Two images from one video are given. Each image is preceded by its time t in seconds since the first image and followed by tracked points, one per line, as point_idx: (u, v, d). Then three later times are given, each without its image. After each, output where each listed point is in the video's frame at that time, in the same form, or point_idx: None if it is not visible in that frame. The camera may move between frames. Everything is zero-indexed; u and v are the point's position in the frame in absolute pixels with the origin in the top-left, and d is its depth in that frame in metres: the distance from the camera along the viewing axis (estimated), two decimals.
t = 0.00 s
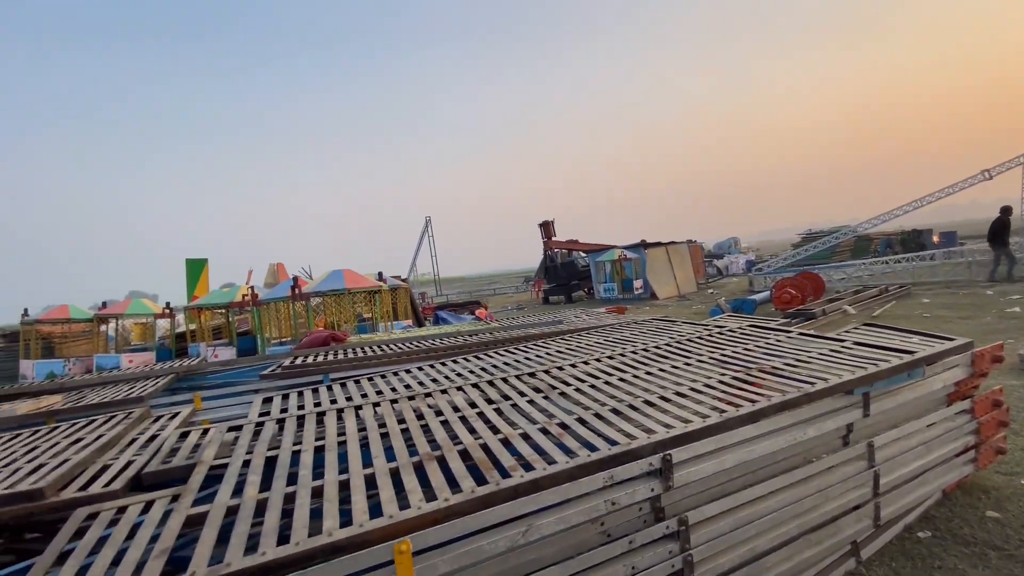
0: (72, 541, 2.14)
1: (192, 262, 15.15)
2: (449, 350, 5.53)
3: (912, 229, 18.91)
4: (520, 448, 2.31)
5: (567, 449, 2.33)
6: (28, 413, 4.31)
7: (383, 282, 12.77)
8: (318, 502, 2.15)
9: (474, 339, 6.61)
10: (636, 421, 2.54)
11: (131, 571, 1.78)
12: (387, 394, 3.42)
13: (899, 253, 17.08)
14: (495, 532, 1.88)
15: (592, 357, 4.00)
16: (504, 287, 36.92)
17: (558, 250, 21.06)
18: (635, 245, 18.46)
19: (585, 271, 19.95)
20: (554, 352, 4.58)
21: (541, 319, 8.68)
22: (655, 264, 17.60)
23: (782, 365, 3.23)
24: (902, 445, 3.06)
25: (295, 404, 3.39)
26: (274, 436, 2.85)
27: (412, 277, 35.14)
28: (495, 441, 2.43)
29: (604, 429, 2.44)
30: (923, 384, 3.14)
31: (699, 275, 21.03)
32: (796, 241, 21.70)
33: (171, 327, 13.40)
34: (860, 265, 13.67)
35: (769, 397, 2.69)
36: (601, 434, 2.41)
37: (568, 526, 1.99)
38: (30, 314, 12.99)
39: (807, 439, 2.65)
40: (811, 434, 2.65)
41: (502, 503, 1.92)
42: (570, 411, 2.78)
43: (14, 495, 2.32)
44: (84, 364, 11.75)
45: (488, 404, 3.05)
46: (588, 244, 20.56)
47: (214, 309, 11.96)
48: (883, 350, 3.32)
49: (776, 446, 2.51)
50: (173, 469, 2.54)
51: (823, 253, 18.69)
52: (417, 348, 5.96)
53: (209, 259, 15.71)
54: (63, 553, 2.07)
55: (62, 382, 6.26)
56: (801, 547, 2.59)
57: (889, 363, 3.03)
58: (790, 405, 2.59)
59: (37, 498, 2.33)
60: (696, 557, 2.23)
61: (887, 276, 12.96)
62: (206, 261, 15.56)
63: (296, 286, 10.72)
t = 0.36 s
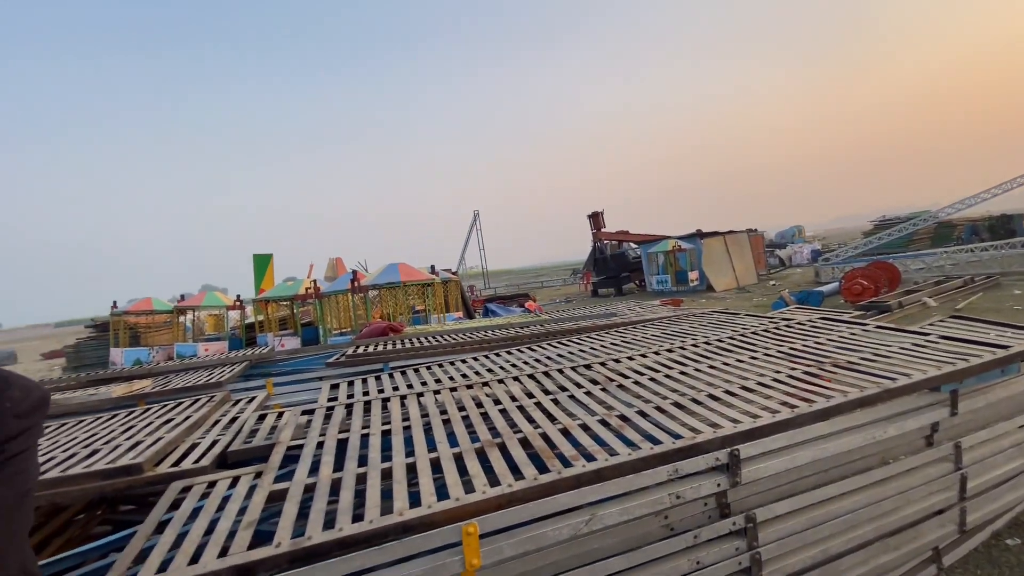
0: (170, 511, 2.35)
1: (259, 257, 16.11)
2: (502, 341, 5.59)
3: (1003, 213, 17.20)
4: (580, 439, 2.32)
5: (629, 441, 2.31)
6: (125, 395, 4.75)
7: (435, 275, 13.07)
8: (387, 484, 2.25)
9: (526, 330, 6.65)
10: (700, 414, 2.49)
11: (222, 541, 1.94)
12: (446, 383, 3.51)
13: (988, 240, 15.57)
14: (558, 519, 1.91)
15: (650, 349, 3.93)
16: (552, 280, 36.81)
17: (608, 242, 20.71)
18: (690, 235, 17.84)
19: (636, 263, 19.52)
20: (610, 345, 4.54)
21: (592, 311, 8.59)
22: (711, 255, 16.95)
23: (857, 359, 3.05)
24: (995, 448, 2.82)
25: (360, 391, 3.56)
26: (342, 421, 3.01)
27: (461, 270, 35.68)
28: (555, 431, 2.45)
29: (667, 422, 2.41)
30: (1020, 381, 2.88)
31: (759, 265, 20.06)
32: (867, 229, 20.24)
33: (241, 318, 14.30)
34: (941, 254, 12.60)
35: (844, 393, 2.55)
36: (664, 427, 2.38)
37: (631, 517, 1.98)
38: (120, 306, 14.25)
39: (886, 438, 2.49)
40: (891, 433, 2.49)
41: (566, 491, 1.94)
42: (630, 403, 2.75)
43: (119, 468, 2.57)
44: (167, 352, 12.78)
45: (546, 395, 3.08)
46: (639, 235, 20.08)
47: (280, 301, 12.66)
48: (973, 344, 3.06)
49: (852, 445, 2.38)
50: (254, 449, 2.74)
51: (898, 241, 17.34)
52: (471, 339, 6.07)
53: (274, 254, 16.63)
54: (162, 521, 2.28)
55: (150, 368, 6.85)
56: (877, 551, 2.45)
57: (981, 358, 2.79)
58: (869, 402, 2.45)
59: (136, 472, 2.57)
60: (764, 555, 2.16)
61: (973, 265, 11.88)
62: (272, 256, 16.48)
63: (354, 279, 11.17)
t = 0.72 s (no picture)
0: (237, 489, 2.51)
1: (306, 253, 16.75)
2: (542, 334, 5.62)
3: None
4: (627, 430, 2.33)
5: (677, 434, 2.30)
6: (189, 382, 5.08)
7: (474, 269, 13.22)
8: (437, 470, 2.33)
9: (565, 324, 6.65)
10: (750, 408, 2.44)
11: (286, 518, 2.06)
12: (489, 374, 3.57)
13: None
14: (606, 509, 1.92)
15: (695, 343, 3.87)
16: (589, 273, 36.44)
17: (648, 234, 20.31)
18: (734, 226, 17.26)
19: (677, 255, 19.08)
20: (653, 338, 4.49)
21: (633, 305, 8.49)
22: (756, 246, 16.35)
23: (920, 353, 2.90)
24: None
25: (407, 381, 3.67)
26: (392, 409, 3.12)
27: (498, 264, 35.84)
28: (601, 422, 2.46)
29: (716, 416, 2.38)
30: None
31: (809, 257, 19.19)
32: (930, 217, 18.97)
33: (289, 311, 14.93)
34: (1012, 243, 11.71)
35: (906, 388, 2.44)
36: (713, 420, 2.35)
37: (681, 509, 1.97)
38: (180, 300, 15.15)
39: (951, 435, 2.37)
40: (957, 430, 2.37)
41: (613, 481, 1.95)
42: (677, 397, 2.73)
43: (189, 449, 2.77)
44: (222, 343, 13.50)
45: (590, 387, 3.08)
46: (680, 226, 19.59)
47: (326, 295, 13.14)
48: None
49: (914, 442, 2.28)
50: (311, 434, 2.89)
51: (964, 229, 16.19)
52: (511, 332, 6.13)
53: (319, 250, 17.24)
54: (230, 499, 2.44)
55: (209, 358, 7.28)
56: (939, 552, 2.34)
57: None
58: (933, 398, 2.34)
59: (204, 453, 2.76)
60: (818, 553, 2.10)
61: None
62: (317, 252, 17.09)
63: (396, 274, 11.45)
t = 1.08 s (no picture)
0: (262, 483, 2.57)
1: (326, 252, 17.00)
2: (560, 331, 5.60)
3: None
4: (646, 428, 2.31)
5: (697, 432, 2.28)
6: (215, 378, 5.21)
7: (491, 267, 13.25)
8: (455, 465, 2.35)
9: (583, 321, 6.62)
10: (773, 407, 2.40)
11: (309, 511, 2.10)
12: (507, 371, 3.58)
13: None
14: (626, 506, 1.92)
15: (716, 340, 3.81)
16: (607, 270, 36.16)
17: (667, 230, 20.05)
18: (755, 220, 16.91)
19: (696, 251, 18.78)
20: (672, 335, 4.44)
21: (651, 301, 8.40)
22: (779, 241, 16.00)
23: (951, 351, 2.81)
24: None
25: (425, 377, 3.70)
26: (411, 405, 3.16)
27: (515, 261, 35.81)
28: (619, 420, 2.45)
29: (738, 414, 2.34)
30: None
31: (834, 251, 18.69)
32: (962, 210, 18.29)
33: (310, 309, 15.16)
34: None
35: (936, 387, 2.37)
36: (734, 419, 2.32)
37: (702, 508, 1.95)
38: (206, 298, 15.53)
39: (985, 435, 2.29)
40: (990, 430, 2.29)
41: (633, 479, 1.94)
42: (697, 394, 2.70)
43: (216, 443, 2.84)
44: (246, 340, 13.78)
45: (608, 384, 3.07)
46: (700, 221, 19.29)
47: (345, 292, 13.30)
48: None
49: (946, 442, 2.21)
50: (332, 429, 2.93)
51: (998, 222, 15.59)
52: (529, 329, 6.13)
53: (339, 249, 17.48)
54: (255, 492, 2.50)
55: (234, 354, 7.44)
56: (972, 556, 2.26)
57: None
58: (964, 397, 2.27)
59: (231, 447, 2.83)
60: (843, 553, 2.06)
61: None
62: (337, 250, 17.32)
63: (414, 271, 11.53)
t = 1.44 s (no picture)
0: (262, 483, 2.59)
1: (330, 252, 17.05)
2: (562, 331, 5.59)
3: None
4: (644, 428, 2.31)
5: (695, 432, 2.27)
6: (219, 378, 5.24)
7: (494, 266, 13.23)
8: (453, 466, 2.35)
9: (585, 320, 6.60)
10: (772, 406, 2.39)
11: (308, 512, 2.11)
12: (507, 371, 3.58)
13: None
14: (623, 507, 1.91)
15: (717, 339, 3.80)
16: (611, 269, 36.06)
17: (670, 228, 19.97)
18: (759, 218, 16.81)
19: (700, 250, 18.69)
20: (673, 334, 4.43)
21: (655, 300, 8.37)
22: (783, 239, 15.89)
23: (953, 350, 2.79)
24: None
25: (426, 378, 3.71)
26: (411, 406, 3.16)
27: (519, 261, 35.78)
28: (618, 420, 2.45)
29: (737, 414, 2.33)
30: None
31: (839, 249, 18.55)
32: (970, 207, 18.09)
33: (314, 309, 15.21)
34: None
35: (937, 386, 2.35)
36: (733, 419, 2.31)
37: (699, 509, 1.94)
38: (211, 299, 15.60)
39: (987, 435, 2.27)
40: (993, 430, 2.27)
41: (630, 479, 1.94)
42: (697, 394, 2.69)
43: (217, 444, 2.86)
44: (251, 340, 13.84)
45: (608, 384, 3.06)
46: (704, 220, 19.19)
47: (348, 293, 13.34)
48: None
49: (947, 442, 2.19)
50: (332, 429, 2.94)
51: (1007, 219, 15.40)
52: (531, 328, 6.12)
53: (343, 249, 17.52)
54: (255, 492, 2.51)
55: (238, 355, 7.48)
56: (974, 556, 2.24)
57: None
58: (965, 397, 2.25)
59: (232, 448, 2.85)
60: (843, 554, 2.05)
61: None
62: (341, 251, 17.37)
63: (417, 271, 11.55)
